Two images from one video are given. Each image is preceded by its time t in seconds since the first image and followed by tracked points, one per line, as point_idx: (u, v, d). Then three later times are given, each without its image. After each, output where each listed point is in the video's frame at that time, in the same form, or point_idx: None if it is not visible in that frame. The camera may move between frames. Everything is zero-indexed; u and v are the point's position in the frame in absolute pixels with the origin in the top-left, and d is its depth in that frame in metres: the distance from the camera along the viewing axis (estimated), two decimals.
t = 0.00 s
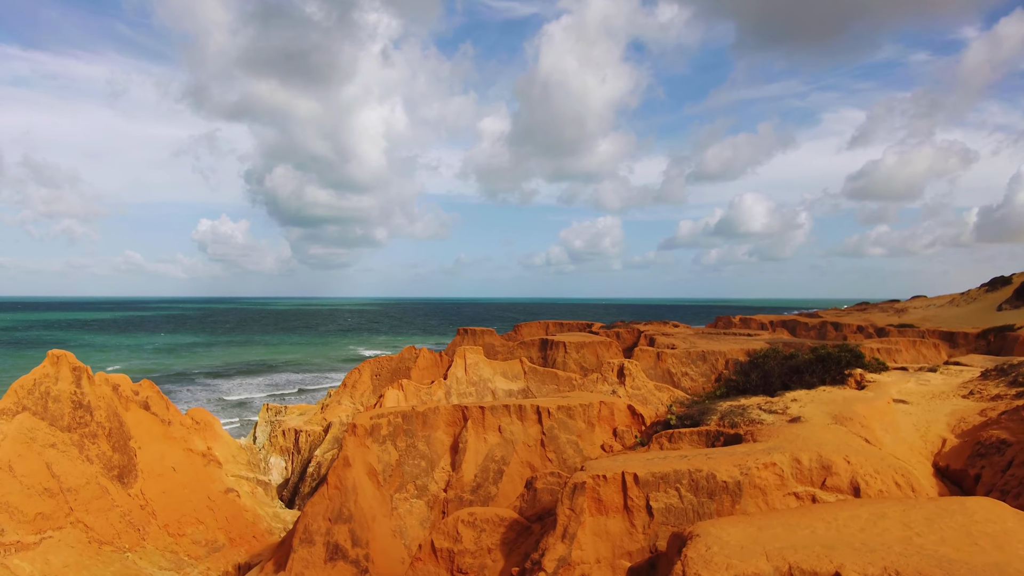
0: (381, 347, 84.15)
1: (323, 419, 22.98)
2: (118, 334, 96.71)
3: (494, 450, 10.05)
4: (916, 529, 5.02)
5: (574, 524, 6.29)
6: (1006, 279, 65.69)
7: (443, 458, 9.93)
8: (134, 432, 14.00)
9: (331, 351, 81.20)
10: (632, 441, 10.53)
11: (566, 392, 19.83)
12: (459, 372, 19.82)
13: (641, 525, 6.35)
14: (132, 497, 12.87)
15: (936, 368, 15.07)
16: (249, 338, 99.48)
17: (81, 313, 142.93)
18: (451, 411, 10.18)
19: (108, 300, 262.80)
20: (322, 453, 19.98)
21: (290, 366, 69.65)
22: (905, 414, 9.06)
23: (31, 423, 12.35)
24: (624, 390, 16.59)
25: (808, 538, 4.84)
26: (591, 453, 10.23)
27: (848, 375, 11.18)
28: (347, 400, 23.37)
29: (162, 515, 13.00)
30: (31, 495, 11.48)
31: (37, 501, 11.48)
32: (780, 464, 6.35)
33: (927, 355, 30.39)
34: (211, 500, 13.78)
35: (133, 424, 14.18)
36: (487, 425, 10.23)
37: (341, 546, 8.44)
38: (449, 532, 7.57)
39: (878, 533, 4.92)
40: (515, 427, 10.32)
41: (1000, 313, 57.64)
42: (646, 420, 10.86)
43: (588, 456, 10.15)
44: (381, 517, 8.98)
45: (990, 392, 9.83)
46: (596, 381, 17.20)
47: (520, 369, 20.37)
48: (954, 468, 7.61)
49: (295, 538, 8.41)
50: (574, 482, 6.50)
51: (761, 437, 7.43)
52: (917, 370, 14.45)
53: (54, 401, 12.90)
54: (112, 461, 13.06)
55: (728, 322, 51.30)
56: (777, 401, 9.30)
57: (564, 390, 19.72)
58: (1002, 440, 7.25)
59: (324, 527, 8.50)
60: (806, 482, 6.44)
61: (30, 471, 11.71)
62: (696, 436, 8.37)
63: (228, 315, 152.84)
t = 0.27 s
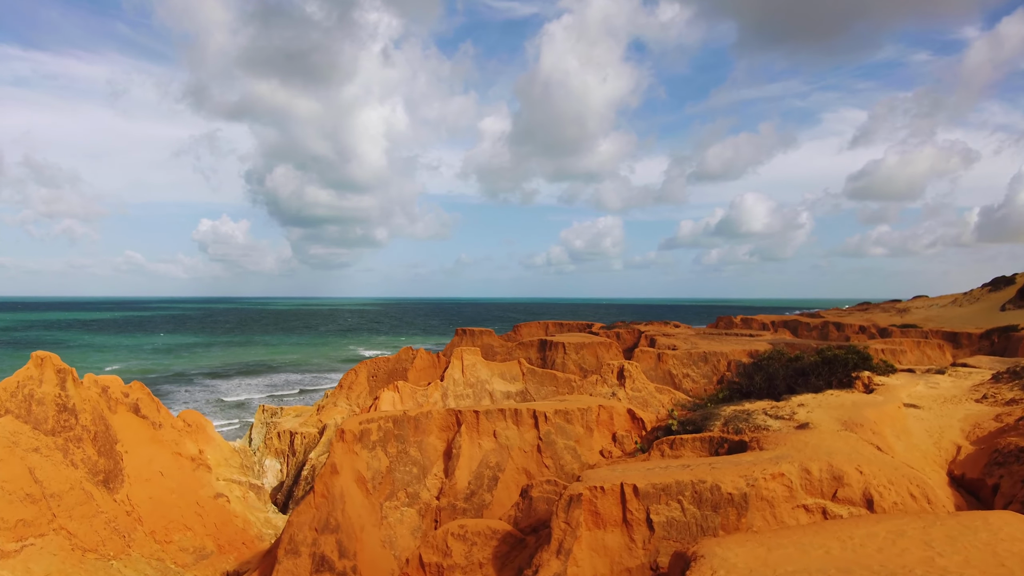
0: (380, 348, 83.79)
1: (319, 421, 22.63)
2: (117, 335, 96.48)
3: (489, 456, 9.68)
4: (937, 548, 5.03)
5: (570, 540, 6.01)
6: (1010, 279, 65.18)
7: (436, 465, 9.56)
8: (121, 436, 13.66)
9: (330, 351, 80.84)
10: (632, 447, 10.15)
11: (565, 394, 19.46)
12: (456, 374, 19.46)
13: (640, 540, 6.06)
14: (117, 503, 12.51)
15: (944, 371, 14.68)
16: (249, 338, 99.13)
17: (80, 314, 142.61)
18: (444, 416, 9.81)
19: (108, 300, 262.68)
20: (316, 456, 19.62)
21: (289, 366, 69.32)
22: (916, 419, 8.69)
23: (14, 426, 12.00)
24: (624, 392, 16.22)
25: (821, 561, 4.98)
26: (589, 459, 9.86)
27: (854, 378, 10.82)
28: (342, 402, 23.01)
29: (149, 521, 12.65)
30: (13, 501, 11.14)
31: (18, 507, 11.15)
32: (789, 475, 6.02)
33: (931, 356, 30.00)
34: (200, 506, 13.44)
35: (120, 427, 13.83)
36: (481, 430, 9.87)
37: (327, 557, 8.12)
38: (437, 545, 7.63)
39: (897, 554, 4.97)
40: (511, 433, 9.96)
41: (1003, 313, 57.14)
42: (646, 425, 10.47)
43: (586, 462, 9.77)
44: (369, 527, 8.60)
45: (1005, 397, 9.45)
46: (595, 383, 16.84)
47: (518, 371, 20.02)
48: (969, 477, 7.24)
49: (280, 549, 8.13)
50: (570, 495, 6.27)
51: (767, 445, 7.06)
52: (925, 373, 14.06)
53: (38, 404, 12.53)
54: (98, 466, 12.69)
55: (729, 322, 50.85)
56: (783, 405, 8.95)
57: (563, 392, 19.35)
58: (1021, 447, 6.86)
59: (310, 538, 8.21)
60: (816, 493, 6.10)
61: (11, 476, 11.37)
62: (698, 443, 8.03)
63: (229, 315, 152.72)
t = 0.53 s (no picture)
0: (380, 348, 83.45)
1: (315, 423, 22.29)
2: (116, 335, 96.27)
3: (483, 463, 9.32)
4: (962, 570, 4.97)
5: (563, 555, 5.85)
6: (1013, 279, 64.70)
7: (428, 471, 9.22)
8: (107, 440, 13.34)
9: (329, 351, 80.45)
10: (633, 453, 9.80)
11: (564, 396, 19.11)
12: (453, 375, 19.09)
13: (639, 557, 5.87)
14: (102, 509, 12.20)
15: (952, 373, 14.31)
16: (248, 338, 98.80)
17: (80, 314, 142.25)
18: (437, 420, 9.45)
19: (109, 300, 262.49)
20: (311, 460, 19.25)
21: (288, 367, 68.95)
22: (929, 426, 8.33)
23: None
24: (624, 395, 15.86)
25: None
26: (588, 465, 9.51)
27: (862, 381, 10.48)
28: (339, 403, 22.64)
29: (135, 527, 12.36)
30: None
31: None
32: (798, 486, 5.84)
33: (935, 358, 29.59)
34: (188, 512, 13.12)
35: (107, 431, 13.57)
36: (475, 435, 9.50)
37: (312, 569, 7.77)
38: (426, 561, 7.40)
39: None
40: (507, 438, 9.59)
41: (1007, 313, 56.64)
42: (647, 430, 10.10)
43: (584, 469, 9.42)
44: (357, 537, 8.26)
45: (1020, 402, 9.08)
46: (594, 385, 16.49)
47: (517, 373, 19.66)
48: (987, 487, 6.87)
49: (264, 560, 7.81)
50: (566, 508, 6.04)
51: (775, 453, 6.76)
52: (934, 375, 13.68)
53: (21, 407, 12.19)
54: (83, 471, 12.35)
55: (730, 322, 50.42)
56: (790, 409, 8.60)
57: (562, 393, 19.00)
58: None
59: (295, 549, 7.87)
60: (827, 505, 5.88)
61: None
62: (701, 450, 7.68)
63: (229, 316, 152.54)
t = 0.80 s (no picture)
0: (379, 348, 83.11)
1: (310, 425, 21.94)
2: (116, 335, 96.02)
3: (477, 470, 8.98)
4: None
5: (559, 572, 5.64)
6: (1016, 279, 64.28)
7: (420, 479, 8.86)
8: (92, 444, 12.99)
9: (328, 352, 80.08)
10: (632, 459, 9.46)
11: (563, 398, 18.76)
12: (449, 377, 18.74)
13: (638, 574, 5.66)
14: (87, 515, 11.87)
15: (960, 375, 13.96)
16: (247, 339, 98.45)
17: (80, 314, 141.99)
18: (429, 425, 9.13)
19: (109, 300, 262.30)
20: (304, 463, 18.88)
21: (287, 368, 68.60)
22: (941, 432, 7.99)
23: None
24: (623, 397, 15.51)
25: None
26: (586, 472, 9.18)
27: (870, 386, 10.20)
28: (334, 405, 22.28)
29: (121, 534, 12.03)
30: None
31: None
32: (809, 500, 5.73)
33: (939, 359, 29.20)
34: (176, 518, 12.83)
35: (92, 435, 13.19)
36: (469, 441, 9.15)
37: None
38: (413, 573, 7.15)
39: None
40: (502, 444, 9.23)
41: (1010, 313, 56.20)
42: (647, 436, 9.75)
43: (582, 476, 9.07)
44: (344, 548, 7.92)
45: None
46: (593, 387, 16.14)
47: (515, 374, 19.31)
48: (1005, 498, 6.53)
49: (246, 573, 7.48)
50: (560, 524, 5.83)
51: (782, 463, 6.52)
52: (942, 377, 13.34)
53: (3, 410, 11.83)
54: (67, 476, 12.02)
55: (731, 322, 50.01)
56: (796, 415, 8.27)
57: (561, 395, 18.65)
58: None
59: (278, 561, 7.54)
60: (839, 519, 5.79)
61: None
62: (704, 458, 7.36)
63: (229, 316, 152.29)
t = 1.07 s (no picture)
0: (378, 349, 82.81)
1: (305, 428, 21.59)
2: (115, 335, 95.80)
3: (470, 478, 8.63)
4: None
5: None
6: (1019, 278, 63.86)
7: (411, 487, 8.53)
8: (77, 449, 12.67)
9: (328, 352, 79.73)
10: (632, 466, 9.11)
11: (562, 400, 18.44)
12: (446, 379, 18.40)
13: None
14: (71, 522, 11.54)
15: (968, 377, 13.61)
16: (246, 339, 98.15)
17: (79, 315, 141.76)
18: (420, 431, 8.80)
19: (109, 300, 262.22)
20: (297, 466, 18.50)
21: (285, 369, 68.25)
22: (956, 439, 7.64)
23: None
24: (623, 400, 15.17)
25: None
26: (584, 479, 8.84)
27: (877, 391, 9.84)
28: (330, 407, 21.93)
29: (106, 541, 11.71)
30: None
31: None
32: (818, 516, 5.54)
33: (944, 360, 28.80)
34: (163, 525, 12.54)
35: (77, 439, 12.87)
36: (462, 447, 8.80)
37: None
38: None
39: None
40: (496, 450, 8.88)
41: (1014, 313, 55.77)
42: (646, 442, 9.41)
43: (579, 484, 8.73)
44: (330, 561, 7.58)
45: None
46: (593, 390, 15.78)
47: (513, 376, 18.98)
48: None
49: None
50: (554, 542, 5.79)
51: (790, 475, 6.30)
52: (950, 380, 12.97)
53: None
54: (51, 482, 11.70)
55: (732, 323, 49.63)
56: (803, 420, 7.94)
57: (559, 397, 18.33)
58: None
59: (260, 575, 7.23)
60: (850, 536, 5.59)
61: None
62: (707, 468, 7.05)
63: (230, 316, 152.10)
